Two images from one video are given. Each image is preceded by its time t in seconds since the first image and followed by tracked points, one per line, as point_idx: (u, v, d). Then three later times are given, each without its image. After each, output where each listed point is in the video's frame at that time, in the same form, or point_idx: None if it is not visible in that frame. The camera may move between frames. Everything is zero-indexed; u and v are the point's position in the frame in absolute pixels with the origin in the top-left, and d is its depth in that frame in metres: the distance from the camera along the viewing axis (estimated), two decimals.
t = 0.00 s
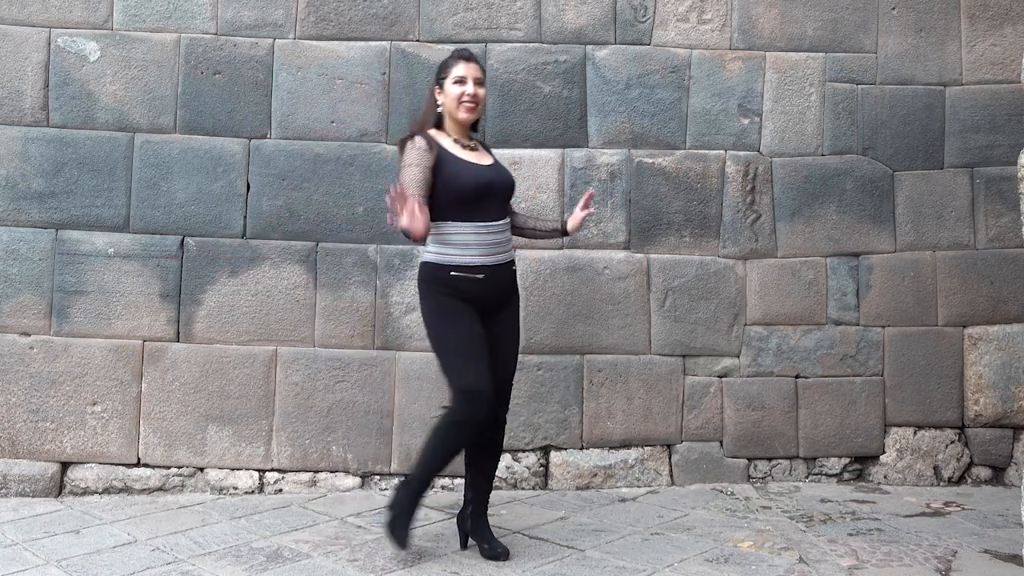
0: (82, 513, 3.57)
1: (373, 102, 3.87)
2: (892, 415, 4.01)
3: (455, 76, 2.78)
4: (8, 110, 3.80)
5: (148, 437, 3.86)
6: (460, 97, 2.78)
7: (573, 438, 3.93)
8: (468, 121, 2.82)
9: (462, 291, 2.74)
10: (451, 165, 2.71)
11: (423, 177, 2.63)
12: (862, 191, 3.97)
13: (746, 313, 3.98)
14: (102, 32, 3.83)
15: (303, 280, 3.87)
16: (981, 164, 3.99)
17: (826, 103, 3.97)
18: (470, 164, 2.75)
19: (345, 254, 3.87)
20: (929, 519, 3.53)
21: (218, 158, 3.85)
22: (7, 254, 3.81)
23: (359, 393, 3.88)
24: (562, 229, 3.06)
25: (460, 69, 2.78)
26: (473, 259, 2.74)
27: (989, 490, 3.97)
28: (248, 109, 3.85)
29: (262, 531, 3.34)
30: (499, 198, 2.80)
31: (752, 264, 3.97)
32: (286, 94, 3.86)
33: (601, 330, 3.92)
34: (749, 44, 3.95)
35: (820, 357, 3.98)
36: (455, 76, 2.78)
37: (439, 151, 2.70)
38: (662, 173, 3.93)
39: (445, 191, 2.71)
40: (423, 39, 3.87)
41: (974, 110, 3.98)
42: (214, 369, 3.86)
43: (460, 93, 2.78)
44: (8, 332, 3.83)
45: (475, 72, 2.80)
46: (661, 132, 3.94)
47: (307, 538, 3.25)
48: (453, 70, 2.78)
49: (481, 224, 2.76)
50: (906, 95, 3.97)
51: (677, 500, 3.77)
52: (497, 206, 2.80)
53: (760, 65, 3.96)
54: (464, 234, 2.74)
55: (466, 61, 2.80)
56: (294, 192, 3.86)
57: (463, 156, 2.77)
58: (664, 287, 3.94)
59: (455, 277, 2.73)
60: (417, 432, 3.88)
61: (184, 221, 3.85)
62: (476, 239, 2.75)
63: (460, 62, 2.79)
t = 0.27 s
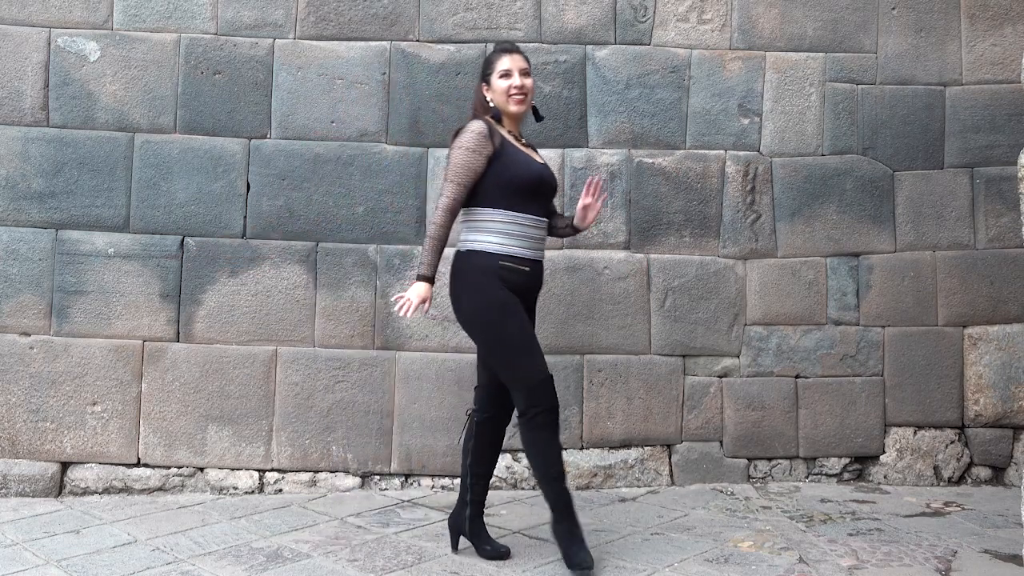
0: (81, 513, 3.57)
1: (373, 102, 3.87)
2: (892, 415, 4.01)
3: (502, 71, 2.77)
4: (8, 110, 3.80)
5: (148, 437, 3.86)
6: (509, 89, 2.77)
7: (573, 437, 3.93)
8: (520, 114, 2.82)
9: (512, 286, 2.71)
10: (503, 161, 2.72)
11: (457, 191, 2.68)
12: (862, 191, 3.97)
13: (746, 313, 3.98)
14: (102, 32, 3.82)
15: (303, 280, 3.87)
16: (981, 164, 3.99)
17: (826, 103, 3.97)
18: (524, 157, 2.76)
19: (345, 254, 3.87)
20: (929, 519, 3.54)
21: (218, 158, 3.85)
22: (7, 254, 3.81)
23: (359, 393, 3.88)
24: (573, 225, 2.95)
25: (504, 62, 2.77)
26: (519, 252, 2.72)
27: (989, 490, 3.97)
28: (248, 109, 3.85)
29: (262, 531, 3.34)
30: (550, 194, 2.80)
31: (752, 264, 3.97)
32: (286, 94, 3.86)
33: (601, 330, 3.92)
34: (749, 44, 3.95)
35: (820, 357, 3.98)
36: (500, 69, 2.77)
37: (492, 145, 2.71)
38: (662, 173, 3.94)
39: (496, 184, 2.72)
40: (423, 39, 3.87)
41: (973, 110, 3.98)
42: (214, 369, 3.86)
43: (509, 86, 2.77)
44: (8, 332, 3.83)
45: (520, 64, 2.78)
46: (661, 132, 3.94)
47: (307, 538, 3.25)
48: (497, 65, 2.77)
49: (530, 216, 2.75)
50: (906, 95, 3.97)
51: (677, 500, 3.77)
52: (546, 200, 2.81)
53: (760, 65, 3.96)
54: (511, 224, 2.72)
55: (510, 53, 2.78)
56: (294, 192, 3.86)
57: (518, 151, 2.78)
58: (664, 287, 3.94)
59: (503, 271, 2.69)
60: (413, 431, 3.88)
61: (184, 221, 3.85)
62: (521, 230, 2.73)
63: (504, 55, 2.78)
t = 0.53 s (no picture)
0: (81, 513, 3.57)
1: (373, 102, 3.87)
2: (892, 415, 4.01)
3: (538, 68, 2.78)
4: (8, 110, 3.80)
5: (148, 437, 3.86)
6: (547, 85, 2.77)
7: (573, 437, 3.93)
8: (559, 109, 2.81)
9: (552, 291, 2.70)
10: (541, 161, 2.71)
11: (490, 194, 2.69)
12: (861, 191, 3.97)
13: (746, 313, 3.98)
14: (102, 32, 3.82)
15: (303, 280, 3.87)
16: (980, 164, 3.99)
17: (826, 103, 3.97)
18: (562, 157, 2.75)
19: (345, 254, 3.87)
20: (929, 519, 3.54)
21: (218, 158, 3.85)
22: (7, 254, 3.81)
23: (359, 393, 3.88)
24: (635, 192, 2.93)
25: (541, 59, 2.78)
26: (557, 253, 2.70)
27: (989, 490, 3.97)
28: (248, 109, 3.85)
29: (262, 531, 3.34)
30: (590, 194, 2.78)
31: (752, 264, 3.97)
32: (286, 94, 3.86)
33: (601, 330, 3.92)
34: (749, 44, 3.95)
35: (820, 357, 3.98)
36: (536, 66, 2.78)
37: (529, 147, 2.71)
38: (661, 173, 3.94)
39: (529, 186, 2.72)
40: (423, 39, 3.87)
41: (973, 110, 3.99)
42: (214, 369, 3.86)
43: (546, 82, 2.77)
44: (8, 332, 3.83)
45: (557, 59, 2.79)
46: (662, 132, 3.94)
47: (307, 538, 3.25)
48: (533, 63, 2.78)
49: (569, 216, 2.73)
50: (906, 95, 3.97)
51: (677, 500, 3.77)
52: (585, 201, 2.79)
53: (760, 65, 3.96)
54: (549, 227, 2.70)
55: (545, 50, 2.80)
56: (294, 192, 3.86)
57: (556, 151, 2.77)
58: (664, 287, 3.94)
59: (542, 274, 2.68)
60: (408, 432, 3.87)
61: (184, 221, 3.85)
62: (559, 232, 2.71)
63: (540, 52, 2.79)
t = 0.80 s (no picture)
0: (81, 513, 3.57)
1: (373, 102, 3.87)
2: (892, 415, 4.01)
3: (570, 54, 2.78)
4: (8, 110, 3.80)
5: (148, 437, 3.86)
6: (578, 72, 2.77)
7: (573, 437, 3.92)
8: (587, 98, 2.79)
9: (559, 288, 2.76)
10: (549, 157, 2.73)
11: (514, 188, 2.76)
12: (861, 191, 3.97)
13: (746, 313, 3.98)
14: (102, 32, 3.82)
15: (303, 280, 3.87)
16: (981, 164, 3.99)
17: (826, 103, 3.97)
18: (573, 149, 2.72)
19: (345, 254, 3.87)
20: (929, 519, 3.53)
21: (218, 158, 3.85)
22: (7, 254, 3.81)
23: (359, 393, 3.88)
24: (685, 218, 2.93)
25: (574, 45, 2.78)
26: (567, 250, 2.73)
27: (989, 490, 3.97)
28: (248, 109, 3.85)
29: (262, 531, 3.34)
30: (607, 184, 2.74)
31: (752, 264, 3.97)
32: (286, 94, 3.86)
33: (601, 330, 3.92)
34: (749, 44, 3.95)
35: (820, 357, 3.98)
36: (569, 53, 2.79)
37: (543, 142, 2.74)
38: (661, 173, 3.94)
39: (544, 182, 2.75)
40: (423, 39, 3.87)
41: (973, 110, 3.98)
42: (214, 369, 3.86)
43: (577, 69, 2.77)
44: (8, 332, 3.83)
45: (589, 47, 2.79)
46: (662, 132, 3.94)
47: (307, 538, 3.25)
48: (566, 49, 2.79)
49: (581, 210, 2.73)
50: (906, 95, 3.97)
51: (677, 500, 3.77)
52: (605, 191, 2.75)
53: (760, 65, 3.96)
54: (562, 224, 2.75)
55: (579, 38, 2.80)
56: (294, 192, 3.86)
57: (575, 143, 2.75)
58: (664, 287, 3.94)
59: (547, 273, 2.76)
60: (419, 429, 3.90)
61: (184, 221, 3.85)
62: (576, 229, 2.74)
63: (573, 39, 2.80)
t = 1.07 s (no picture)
0: (81, 513, 3.57)
1: (373, 102, 3.87)
2: (892, 415, 4.01)
3: (595, 63, 2.79)
4: (8, 110, 3.80)
5: (148, 438, 3.86)
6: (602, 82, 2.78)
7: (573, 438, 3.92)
8: (617, 106, 2.80)
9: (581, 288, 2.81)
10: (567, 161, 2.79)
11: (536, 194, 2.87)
12: (861, 191, 3.97)
13: (746, 313, 3.98)
14: (102, 32, 3.82)
15: (303, 280, 3.87)
16: (980, 164, 3.99)
17: (826, 103, 3.97)
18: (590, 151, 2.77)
19: (345, 253, 3.87)
20: (929, 519, 3.53)
21: (218, 158, 3.85)
22: (8, 254, 3.81)
23: (359, 393, 3.88)
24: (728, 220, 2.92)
25: (599, 53, 2.78)
26: (586, 250, 2.79)
27: (989, 490, 3.97)
28: (248, 109, 3.85)
29: (262, 531, 3.34)
30: (623, 185, 2.75)
31: (752, 264, 3.97)
32: (286, 94, 3.86)
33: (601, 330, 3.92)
34: (749, 44, 3.95)
35: (820, 357, 3.98)
36: (595, 60, 2.79)
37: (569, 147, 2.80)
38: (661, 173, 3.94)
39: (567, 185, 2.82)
40: (423, 39, 3.87)
41: (973, 110, 3.99)
42: (214, 369, 3.86)
43: (601, 79, 2.78)
44: (8, 332, 3.83)
45: (614, 54, 2.78)
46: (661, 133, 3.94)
47: (307, 538, 3.25)
48: (594, 55, 2.79)
49: (599, 211, 2.77)
50: (906, 95, 3.97)
51: (677, 500, 3.77)
52: (625, 192, 2.76)
53: (760, 65, 3.96)
54: (583, 225, 2.82)
55: (606, 43, 2.79)
56: (294, 191, 3.86)
57: (602, 147, 2.78)
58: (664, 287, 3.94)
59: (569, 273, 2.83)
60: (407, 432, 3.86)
61: (184, 221, 3.85)
62: (596, 230, 2.79)
63: (600, 46, 2.79)
